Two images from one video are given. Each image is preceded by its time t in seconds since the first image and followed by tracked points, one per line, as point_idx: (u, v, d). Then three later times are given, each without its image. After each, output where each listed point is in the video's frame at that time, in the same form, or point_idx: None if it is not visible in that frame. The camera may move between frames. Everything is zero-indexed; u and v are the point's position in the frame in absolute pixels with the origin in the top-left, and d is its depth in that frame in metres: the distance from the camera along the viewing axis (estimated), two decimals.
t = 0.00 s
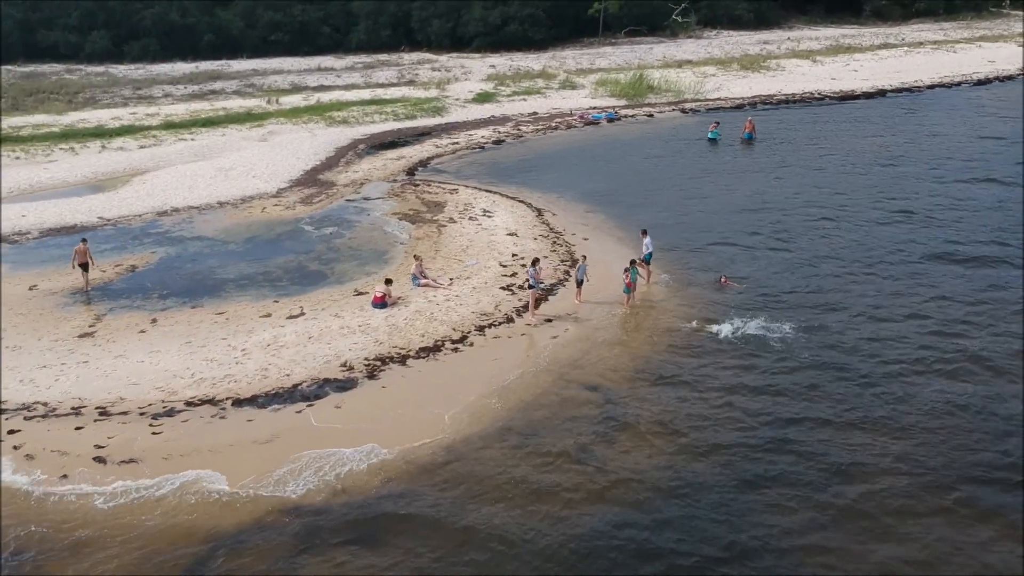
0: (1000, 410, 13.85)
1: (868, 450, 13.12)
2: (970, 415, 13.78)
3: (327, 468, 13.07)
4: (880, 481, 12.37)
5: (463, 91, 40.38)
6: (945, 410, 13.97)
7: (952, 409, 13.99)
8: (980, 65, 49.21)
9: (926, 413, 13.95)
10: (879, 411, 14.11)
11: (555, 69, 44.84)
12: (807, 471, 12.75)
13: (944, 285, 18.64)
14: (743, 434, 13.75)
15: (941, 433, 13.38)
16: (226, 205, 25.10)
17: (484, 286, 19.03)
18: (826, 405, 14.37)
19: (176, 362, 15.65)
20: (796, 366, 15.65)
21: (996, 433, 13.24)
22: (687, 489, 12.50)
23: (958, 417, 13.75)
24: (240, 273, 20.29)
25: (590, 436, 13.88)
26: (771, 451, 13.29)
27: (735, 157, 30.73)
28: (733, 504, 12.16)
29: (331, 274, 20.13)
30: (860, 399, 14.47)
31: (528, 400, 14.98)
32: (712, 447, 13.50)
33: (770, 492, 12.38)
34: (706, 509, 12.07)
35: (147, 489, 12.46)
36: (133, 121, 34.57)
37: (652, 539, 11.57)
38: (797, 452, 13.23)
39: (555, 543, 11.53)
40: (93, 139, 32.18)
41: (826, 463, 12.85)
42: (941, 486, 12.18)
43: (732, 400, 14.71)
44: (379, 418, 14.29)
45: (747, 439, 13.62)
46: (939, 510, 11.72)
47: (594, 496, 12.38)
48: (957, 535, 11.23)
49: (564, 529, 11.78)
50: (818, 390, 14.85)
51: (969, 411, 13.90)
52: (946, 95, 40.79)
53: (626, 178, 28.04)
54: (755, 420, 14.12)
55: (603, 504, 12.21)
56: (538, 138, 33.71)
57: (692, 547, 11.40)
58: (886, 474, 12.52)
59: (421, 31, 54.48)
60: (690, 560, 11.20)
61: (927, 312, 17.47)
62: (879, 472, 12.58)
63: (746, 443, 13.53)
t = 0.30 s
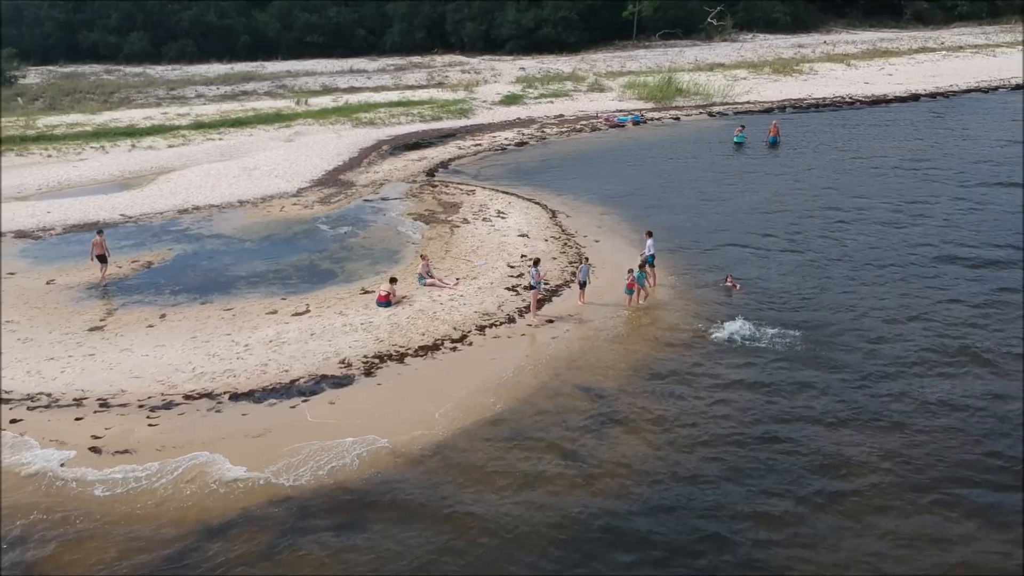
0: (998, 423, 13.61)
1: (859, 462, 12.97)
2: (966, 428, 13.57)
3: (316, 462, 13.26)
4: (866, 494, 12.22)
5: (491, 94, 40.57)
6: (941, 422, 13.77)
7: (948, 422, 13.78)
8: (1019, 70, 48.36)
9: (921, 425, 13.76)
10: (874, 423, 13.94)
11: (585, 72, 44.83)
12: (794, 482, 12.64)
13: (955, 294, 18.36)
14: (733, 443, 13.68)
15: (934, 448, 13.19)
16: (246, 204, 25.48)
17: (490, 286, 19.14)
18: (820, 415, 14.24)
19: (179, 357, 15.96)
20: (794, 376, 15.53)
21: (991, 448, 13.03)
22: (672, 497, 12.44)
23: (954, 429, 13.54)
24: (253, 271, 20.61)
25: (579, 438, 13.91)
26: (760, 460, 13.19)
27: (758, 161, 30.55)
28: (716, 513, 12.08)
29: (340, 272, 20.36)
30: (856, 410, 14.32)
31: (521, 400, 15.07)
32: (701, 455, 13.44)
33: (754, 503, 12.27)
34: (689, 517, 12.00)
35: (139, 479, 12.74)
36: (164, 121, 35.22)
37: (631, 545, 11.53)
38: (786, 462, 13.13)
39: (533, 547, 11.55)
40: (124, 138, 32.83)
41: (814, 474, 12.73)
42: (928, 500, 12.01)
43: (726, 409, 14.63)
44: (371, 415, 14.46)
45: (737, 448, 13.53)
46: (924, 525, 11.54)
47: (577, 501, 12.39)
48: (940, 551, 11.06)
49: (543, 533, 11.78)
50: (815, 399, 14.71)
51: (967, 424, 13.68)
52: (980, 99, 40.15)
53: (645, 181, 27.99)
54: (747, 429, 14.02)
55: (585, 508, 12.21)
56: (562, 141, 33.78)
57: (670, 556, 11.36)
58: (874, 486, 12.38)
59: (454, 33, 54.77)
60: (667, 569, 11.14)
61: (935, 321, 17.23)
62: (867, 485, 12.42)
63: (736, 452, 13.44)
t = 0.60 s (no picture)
0: (991, 436, 13.49)
1: (846, 471, 12.94)
2: (958, 441, 13.47)
3: (306, 457, 13.54)
4: (848, 503, 12.21)
5: (520, 95, 40.71)
6: (933, 435, 13.69)
7: (941, 434, 13.69)
8: None
9: (913, 436, 13.68)
10: (866, 432, 13.88)
11: (616, 74, 44.79)
12: (778, 490, 12.65)
13: (964, 303, 18.16)
14: (722, 449, 13.71)
15: (923, 459, 13.11)
16: (268, 202, 25.84)
17: (496, 285, 19.28)
18: (813, 424, 14.21)
19: (184, 349, 16.30)
20: (790, 385, 15.50)
21: (981, 461, 12.92)
22: (654, 501, 12.52)
23: (946, 442, 13.45)
24: (266, 267, 20.95)
25: (569, 439, 14.02)
26: (746, 467, 13.22)
27: (782, 165, 30.37)
28: (695, 517, 12.16)
29: (352, 269, 20.62)
30: (849, 420, 14.27)
31: (515, 398, 15.20)
32: (688, 459, 13.48)
33: (736, 509, 12.30)
34: (669, 521, 12.07)
35: (134, 470, 13.13)
36: (197, 119, 35.85)
37: (608, 548, 11.64)
38: (772, 469, 13.13)
39: (511, 548, 11.71)
40: (157, 136, 33.50)
41: (799, 482, 12.74)
42: (912, 512, 11.96)
43: (718, 415, 14.66)
44: (365, 410, 14.69)
45: (725, 454, 13.56)
46: (903, 537, 11.49)
47: (559, 503, 12.51)
48: (915, 561, 11.04)
49: (522, 535, 11.94)
50: (808, 408, 14.68)
51: (960, 437, 13.58)
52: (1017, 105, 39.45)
53: (665, 184, 27.98)
54: (737, 435, 14.04)
55: (566, 509, 12.35)
56: (587, 143, 33.82)
57: (646, 560, 11.44)
58: (857, 496, 12.35)
59: (489, 35, 54.95)
60: (642, 574, 11.23)
61: (940, 331, 17.07)
62: (851, 494, 12.39)
63: (723, 458, 13.47)
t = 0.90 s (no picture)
0: (985, 447, 13.25)
1: (831, 479, 12.82)
2: (950, 451, 13.26)
3: (296, 449, 13.78)
4: (828, 508, 12.16)
5: (550, 96, 40.78)
6: (925, 444, 13.49)
7: (933, 443, 13.49)
8: None
9: (904, 445, 13.50)
10: (856, 441, 13.73)
11: (648, 76, 44.63)
12: (760, 496, 12.58)
13: (974, 312, 17.86)
14: (709, 454, 13.66)
15: (912, 469, 12.93)
16: (288, 199, 26.18)
17: (502, 283, 19.39)
18: (803, 431, 14.10)
19: (189, 341, 16.64)
20: (786, 390, 15.38)
21: (970, 472, 12.75)
22: (635, 503, 12.50)
23: (937, 452, 13.25)
24: (279, 263, 21.25)
25: (557, 437, 14.11)
26: (731, 473, 13.15)
27: (806, 168, 30.10)
28: (674, 517, 12.19)
29: (362, 266, 20.84)
30: (841, 428, 14.13)
31: (508, 395, 15.29)
32: (673, 463, 13.45)
33: (716, 515, 12.25)
34: (646, 522, 12.05)
35: (127, 458, 13.47)
36: (229, 118, 36.46)
37: (583, 545, 11.72)
38: (757, 476, 13.06)
39: (486, 544, 11.78)
40: (188, 134, 34.13)
41: (783, 486, 12.70)
42: (892, 517, 11.87)
43: (710, 420, 14.59)
44: (359, 404, 14.89)
45: (711, 459, 13.51)
46: (881, 546, 11.35)
47: (539, 502, 12.56)
48: (889, 567, 10.98)
49: (498, 532, 12.00)
50: (801, 415, 14.56)
51: (952, 447, 13.37)
52: None
53: (685, 185, 27.90)
54: (726, 441, 13.97)
55: (545, 507, 12.46)
56: (612, 144, 33.80)
57: (619, 561, 11.44)
58: (840, 503, 12.25)
59: (523, 36, 55.03)
60: (614, 571, 11.28)
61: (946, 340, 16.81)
62: (834, 503, 12.27)
63: (709, 462, 13.41)
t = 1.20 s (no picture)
0: (970, 452, 13.16)
1: (810, 481, 12.78)
2: (935, 456, 13.12)
3: (283, 440, 14.02)
4: (804, 508, 12.15)
5: (574, 97, 40.82)
6: (911, 449, 13.36)
7: (920, 448, 13.35)
8: None
9: (888, 450, 13.40)
10: (841, 444, 13.64)
11: (676, 78, 44.43)
12: (737, 494, 12.54)
13: (978, 318, 17.62)
14: (693, 453, 13.64)
15: (894, 474, 12.83)
16: (305, 197, 26.50)
17: (504, 282, 19.51)
18: (790, 433, 14.03)
19: (191, 334, 16.95)
20: (778, 392, 15.31)
21: (953, 476, 12.66)
22: (610, 500, 12.54)
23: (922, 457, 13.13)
24: (288, 259, 21.54)
25: (542, 434, 14.21)
26: (711, 473, 13.13)
27: (826, 170, 29.85)
28: (649, 513, 12.25)
29: (369, 264, 21.06)
30: (828, 432, 14.06)
31: (497, 392, 15.41)
32: (654, 462, 13.45)
33: (692, 511, 12.29)
34: (621, 517, 12.13)
35: (118, 446, 13.80)
36: (255, 117, 36.97)
37: (557, 537, 11.83)
38: (737, 476, 13.04)
39: (458, 537, 11.89)
40: (214, 132, 34.67)
41: (761, 486, 12.70)
42: (867, 519, 11.85)
43: (697, 421, 14.57)
44: (349, 397, 15.10)
45: (693, 458, 13.50)
46: (853, 549, 11.27)
47: (516, 498, 12.64)
48: (859, 566, 10.96)
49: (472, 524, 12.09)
50: (790, 418, 14.50)
51: (938, 452, 13.23)
52: None
53: (701, 186, 27.81)
54: (710, 442, 13.96)
55: (522, 501, 12.57)
56: (632, 145, 33.77)
57: (588, 556, 11.50)
58: (817, 503, 12.24)
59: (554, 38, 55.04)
60: (584, 563, 11.38)
61: (944, 346, 16.63)
62: (811, 504, 12.20)
63: (691, 463, 13.41)
